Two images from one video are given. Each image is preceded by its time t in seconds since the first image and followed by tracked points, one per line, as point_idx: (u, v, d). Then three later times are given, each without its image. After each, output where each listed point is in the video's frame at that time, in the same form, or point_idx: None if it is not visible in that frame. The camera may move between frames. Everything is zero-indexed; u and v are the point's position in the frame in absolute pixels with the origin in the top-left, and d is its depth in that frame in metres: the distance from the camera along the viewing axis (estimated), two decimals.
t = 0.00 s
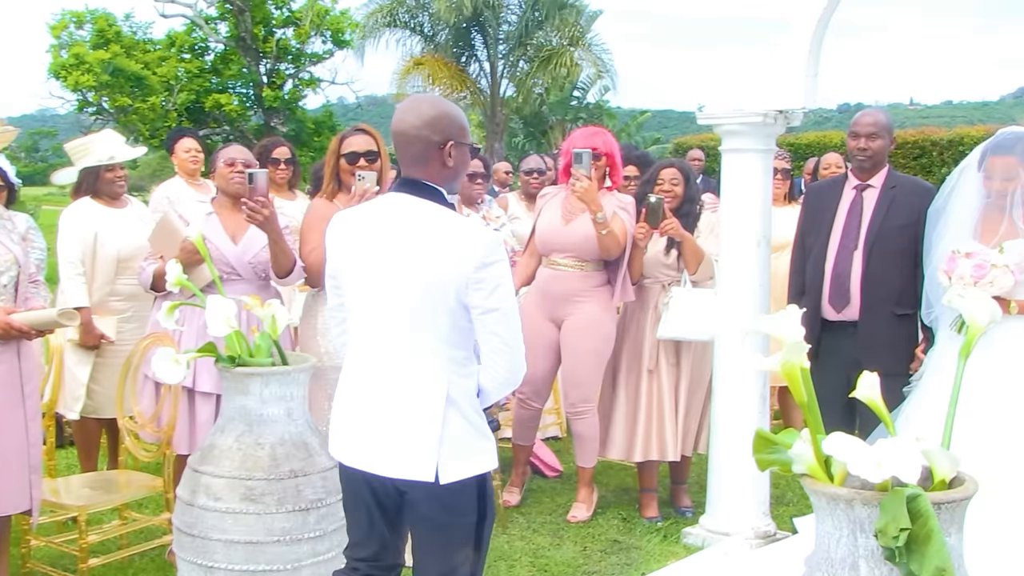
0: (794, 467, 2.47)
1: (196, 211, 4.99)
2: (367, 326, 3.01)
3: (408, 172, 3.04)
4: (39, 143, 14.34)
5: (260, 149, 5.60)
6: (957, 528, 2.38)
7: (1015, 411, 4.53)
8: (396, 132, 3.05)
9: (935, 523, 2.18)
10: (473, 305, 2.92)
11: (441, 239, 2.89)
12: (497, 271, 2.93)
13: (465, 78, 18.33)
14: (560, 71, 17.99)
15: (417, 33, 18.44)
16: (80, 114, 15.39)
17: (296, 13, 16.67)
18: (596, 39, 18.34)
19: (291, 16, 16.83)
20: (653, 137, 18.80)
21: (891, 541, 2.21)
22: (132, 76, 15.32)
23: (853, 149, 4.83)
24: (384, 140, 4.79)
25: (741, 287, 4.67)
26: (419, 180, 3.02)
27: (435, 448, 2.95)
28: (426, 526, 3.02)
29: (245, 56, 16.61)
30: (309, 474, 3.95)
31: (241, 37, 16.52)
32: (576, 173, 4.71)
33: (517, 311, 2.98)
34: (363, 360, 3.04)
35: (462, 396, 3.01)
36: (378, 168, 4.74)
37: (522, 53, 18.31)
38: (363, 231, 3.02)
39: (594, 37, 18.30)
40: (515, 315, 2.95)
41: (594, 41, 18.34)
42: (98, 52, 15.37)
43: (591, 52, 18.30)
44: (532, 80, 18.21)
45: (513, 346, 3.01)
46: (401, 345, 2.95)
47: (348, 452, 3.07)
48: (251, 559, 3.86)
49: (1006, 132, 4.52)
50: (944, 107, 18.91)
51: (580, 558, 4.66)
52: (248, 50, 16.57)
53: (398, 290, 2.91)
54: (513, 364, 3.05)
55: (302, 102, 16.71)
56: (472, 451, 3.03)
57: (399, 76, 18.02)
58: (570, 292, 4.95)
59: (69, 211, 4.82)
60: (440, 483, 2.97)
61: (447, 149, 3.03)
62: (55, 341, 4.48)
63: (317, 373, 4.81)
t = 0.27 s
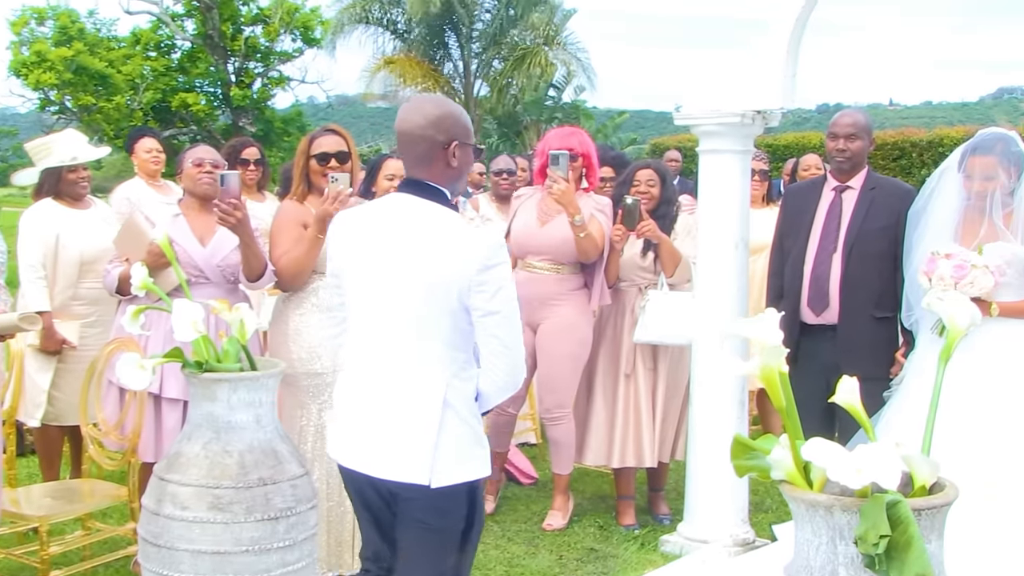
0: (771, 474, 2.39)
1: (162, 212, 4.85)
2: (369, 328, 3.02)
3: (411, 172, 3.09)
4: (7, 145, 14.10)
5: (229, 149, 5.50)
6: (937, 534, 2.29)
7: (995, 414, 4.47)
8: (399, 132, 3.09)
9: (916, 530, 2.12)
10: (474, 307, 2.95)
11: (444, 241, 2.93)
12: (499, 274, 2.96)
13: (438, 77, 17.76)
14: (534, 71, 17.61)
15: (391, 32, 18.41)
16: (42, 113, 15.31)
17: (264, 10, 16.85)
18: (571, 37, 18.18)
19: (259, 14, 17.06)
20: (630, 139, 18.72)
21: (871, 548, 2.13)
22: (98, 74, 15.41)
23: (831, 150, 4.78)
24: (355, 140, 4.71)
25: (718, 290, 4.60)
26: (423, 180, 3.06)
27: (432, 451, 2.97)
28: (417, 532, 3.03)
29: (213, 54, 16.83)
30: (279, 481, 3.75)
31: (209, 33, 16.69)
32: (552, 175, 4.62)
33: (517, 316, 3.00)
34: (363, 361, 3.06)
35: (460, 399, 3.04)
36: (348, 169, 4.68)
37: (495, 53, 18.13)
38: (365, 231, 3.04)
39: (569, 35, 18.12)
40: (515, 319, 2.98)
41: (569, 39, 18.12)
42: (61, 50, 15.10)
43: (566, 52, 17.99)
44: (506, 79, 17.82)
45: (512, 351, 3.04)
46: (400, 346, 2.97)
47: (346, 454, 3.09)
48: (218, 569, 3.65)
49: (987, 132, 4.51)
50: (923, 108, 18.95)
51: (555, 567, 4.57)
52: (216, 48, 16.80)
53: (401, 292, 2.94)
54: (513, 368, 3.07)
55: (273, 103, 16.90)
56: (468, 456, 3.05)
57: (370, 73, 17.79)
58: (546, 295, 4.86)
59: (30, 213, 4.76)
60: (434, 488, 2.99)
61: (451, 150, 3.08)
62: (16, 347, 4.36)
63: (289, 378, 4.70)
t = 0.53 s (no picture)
0: (759, 478, 2.39)
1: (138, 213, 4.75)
2: (364, 329, 3.00)
3: (410, 173, 3.06)
4: None
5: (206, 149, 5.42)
6: (925, 538, 2.30)
7: (984, 417, 4.42)
8: (398, 132, 3.07)
9: (903, 535, 2.11)
10: (468, 309, 2.91)
11: (438, 242, 2.89)
12: (494, 275, 2.92)
13: (420, 75, 17.48)
14: (518, 69, 17.23)
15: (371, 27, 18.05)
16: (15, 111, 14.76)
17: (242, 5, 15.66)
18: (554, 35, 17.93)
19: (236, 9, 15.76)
20: (615, 139, 18.67)
21: (858, 553, 2.13)
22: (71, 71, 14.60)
23: (818, 150, 4.73)
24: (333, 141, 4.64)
25: (704, 292, 4.54)
26: (421, 181, 3.03)
27: (423, 454, 2.95)
28: (405, 534, 3.02)
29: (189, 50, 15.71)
30: (256, 487, 3.64)
31: (185, 29, 15.51)
32: (537, 176, 4.57)
33: (512, 319, 2.96)
34: (358, 362, 3.04)
35: (454, 402, 3.01)
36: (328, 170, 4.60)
37: (478, 52, 17.64)
38: (363, 231, 3.01)
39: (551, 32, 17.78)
40: (510, 321, 2.94)
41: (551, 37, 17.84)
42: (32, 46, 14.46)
43: (550, 50, 17.75)
44: (489, 78, 17.44)
45: (508, 354, 3.00)
46: (394, 348, 2.95)
47: (340, 454, 3.08)
48: None
49: (976, 132, 4.46)
50: (910, 107, 19.02)
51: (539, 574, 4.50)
52: (193, 44, 15.64)
53: (395, 293, 2.91)
54: (508, 372, 3.03)
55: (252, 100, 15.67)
56: (461, 460, 3.02)
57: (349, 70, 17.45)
58: (529, 297, 4.79)
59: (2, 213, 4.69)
60: (424, 490, 2.97)
61: (450, 150, 3.05)
62: None
63: (268, 383, 4.60)
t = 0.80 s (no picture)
0: (747, 482, 2.35)
1: (116, 213, 4.65)
2: (360, 334, 3.10)
3: (408, 176, 3.16)
4: None
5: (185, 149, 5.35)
6: (914, 543, 2.27)
7: (976, 419, 4.36)
8: (397, 134, 3.17)
9: (892, 539, 2.10)
10: (461, 312, 3.02)
11: (432, 245, 3.00)
12: (486, 278, 3.03)
13: (404, 73, 17.31)
14: (503, 66, 17.01)
15: (353, 23, 17.67)
16: None
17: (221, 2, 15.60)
18: (539, 31, 17.60)
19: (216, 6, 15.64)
20: (602, 138, 18.57)
21: (847, 557, 2.11)
22: (46, 67, 14.14)
23: (806, 149, 4.67)
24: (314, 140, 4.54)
25: (691, 293, 4.48)
26: (417, 183, 3.13)
27: (417, 455, 3.04)
28: (398, 536, 3.12)
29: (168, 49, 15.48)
30: (237, 492, 3.53)
31: (164, 27, 15.38)
32: (524, 176, 4.50)
33: (506, 322, 3.07)
34: (355, 366, 3.13)
35: (448, 404, 3.10)
36: (310, 170, 4.50)
37: (461, 49, 17.49)
38: (358, 238, 3.12)
39: (536, 29, 17.56)
40: (502, 323, 3.05)
41: (535, 34, 17.64)
42: (6, 42, 13.98)
43: (535, 46, 17.55)
44: (473, 76, 17.18)
45: (501, 359, 3.09)
46: (389, 352, 3.05)
47: (338, 458, 3.17)
48: None
49: (965, 131, 4.41)
50: (900, 106, 19.00)
51: None
52: (172, 41, 15.46)
53: (390, 297, 3.02)
54: (502, 376, 3.12)
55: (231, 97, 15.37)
56: (456, 463, 3.11)
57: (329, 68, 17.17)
58: (515, 299, 4.72)
59: None
60: (418, 493, 3.06)
61: (447, 152, 3.14)
62: None
63: (249, 386, 4.50)
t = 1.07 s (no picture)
0: (733, 487, 2.28)
1: (85, 212, 4.50)
2: (355, 337, 3.06)
3: (400, 179, 3.08)
4: None
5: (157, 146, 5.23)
6: (905, 549, 2.20)
7: (967, 422, 4.28)
8: (387, 137, 3.09)
9: (882, 546, 2.01)
10: (451, 312, 2.94)
11: (419, 245, 2.92)
12: (475, 277, 2.93)
13: (380, 70, 16.86)
14: (483, 61, 16.62)
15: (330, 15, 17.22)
16: None
17: None
18: (519, 26, 17.13)
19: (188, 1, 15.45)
20: (586, 136, 18.44)
21: (836, 564, 2.03)
22: (14, 64, 13.98)
23: (794, 147, 4.58)
24: (288, 137, 4.42)
25: (676, 294, 4.39)
26: (409, 185, 3.05)
27: (410, 459, 2.98)
28: (394, 537, 3.07)
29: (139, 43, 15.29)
30: (210, 498, 3.40)
31: (133, 19, 15.10)
32: (508, 175, 4.38)
33: (498, 321, 2.97)
34: (352, 370, 3.09)
35: (442, 407, 3.03)
36: (285, 168, 4.36)
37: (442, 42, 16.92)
38: (348, 239, 3.06)
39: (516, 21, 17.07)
40: (492, 322, 2.94)
41: (516, 28, 17.17)
42: None
43: (515, 41, 17.06)
44: (454, 74, 16.75)
45: (494, 360, 3.00)
46: (381, 355, 2.99)
47: (336, 462, 3.14)
48: None
49: (956, 129, 4.31)
50: (890, 102, 19.02)
51: None
52: (143, 35, 15.22)
53: (380, 298, 2.96)
54: (497, 377, 3.04)
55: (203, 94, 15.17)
56: (452, 466, 3.05)
57: (304, 63, 16.62)
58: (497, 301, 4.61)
59: None
60: (412, 497, 3.00)
61: (438, 154, 3.07)
62: None
63: (227, 391, 4.37)
